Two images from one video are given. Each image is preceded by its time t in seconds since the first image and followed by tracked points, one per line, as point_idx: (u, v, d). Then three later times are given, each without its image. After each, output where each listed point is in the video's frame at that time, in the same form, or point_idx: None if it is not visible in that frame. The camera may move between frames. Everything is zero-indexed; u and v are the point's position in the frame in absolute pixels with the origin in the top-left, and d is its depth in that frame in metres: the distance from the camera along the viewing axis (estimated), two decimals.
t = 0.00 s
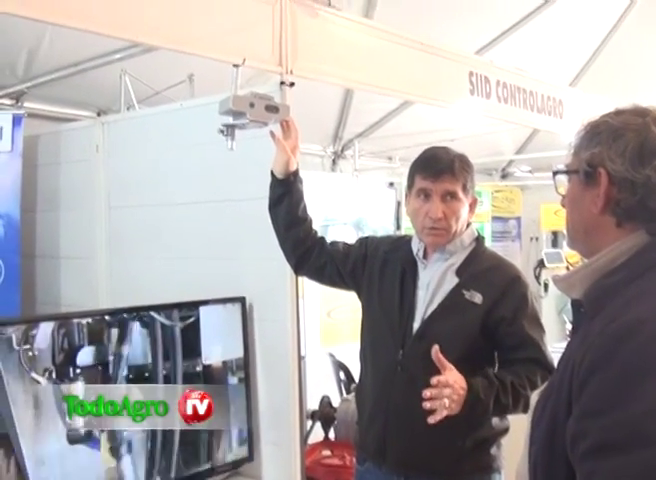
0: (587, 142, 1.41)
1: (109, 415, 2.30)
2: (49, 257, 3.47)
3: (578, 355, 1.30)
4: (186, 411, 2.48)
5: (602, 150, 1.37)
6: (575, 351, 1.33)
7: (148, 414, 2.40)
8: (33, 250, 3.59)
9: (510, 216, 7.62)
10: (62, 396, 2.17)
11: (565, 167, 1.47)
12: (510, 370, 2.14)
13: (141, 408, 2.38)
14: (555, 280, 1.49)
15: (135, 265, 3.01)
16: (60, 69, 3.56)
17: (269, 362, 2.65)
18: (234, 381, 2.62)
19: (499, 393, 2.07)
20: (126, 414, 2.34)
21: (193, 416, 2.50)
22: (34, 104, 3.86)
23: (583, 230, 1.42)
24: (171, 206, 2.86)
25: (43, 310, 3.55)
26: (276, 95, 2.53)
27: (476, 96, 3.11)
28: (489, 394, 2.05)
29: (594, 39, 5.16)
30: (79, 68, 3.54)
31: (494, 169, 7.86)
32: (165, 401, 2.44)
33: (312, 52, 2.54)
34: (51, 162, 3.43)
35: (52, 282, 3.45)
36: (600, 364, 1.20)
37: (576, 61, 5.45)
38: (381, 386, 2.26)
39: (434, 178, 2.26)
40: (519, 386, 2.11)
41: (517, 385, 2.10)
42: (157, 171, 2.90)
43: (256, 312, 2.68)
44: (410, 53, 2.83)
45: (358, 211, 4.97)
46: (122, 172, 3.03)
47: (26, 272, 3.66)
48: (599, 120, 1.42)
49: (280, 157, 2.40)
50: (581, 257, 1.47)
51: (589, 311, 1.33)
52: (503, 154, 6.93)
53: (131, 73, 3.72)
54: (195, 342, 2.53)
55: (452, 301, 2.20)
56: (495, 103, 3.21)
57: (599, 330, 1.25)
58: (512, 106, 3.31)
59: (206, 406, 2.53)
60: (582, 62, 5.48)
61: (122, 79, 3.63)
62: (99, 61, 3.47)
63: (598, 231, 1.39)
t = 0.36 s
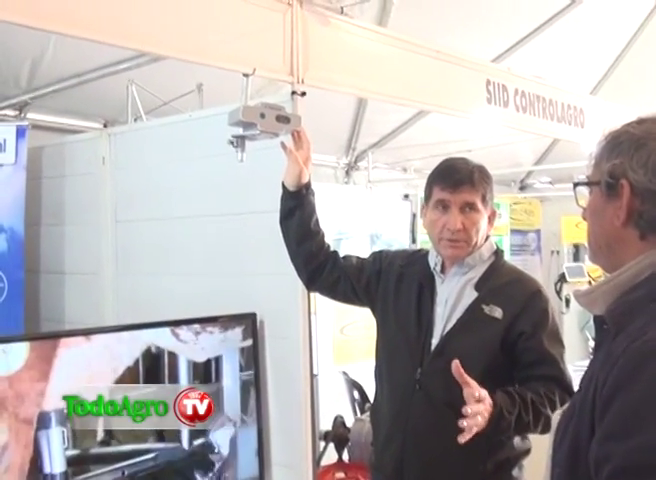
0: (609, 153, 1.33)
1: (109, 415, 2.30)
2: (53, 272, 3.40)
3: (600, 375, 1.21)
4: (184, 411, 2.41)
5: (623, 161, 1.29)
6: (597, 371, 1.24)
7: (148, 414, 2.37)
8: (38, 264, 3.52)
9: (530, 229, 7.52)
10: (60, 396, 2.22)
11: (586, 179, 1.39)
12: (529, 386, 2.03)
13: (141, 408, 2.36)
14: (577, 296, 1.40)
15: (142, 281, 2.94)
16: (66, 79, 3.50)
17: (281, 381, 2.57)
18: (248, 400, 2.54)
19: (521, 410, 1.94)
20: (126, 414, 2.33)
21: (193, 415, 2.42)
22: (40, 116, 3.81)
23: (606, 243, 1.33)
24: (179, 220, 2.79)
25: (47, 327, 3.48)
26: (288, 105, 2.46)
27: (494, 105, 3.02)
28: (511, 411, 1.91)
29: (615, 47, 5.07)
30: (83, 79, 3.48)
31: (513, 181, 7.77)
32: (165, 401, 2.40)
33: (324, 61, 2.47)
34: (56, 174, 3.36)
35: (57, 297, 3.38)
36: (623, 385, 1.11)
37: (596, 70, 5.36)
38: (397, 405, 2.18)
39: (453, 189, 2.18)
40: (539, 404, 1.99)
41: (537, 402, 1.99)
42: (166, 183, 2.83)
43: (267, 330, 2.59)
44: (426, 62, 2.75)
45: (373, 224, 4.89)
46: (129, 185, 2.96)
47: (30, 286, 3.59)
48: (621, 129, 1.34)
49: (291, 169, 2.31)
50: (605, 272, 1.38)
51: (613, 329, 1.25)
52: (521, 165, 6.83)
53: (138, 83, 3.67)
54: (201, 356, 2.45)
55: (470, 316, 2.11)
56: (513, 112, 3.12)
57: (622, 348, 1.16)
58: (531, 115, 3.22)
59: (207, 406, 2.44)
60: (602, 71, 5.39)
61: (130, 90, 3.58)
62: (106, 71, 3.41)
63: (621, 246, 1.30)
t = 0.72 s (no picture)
0: (635, 161, 1.22)
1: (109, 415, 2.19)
2: (52, 285, 3.28)
3: (629, 396, 1.09)
4: (185, 411, 2.31)
5: (650, 169, 1.18)
6: (624, 391, 1.12)
7: (148, 414, 2.26)
8: (39, 278, 3.41)
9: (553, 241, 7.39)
10: (62, 396, 2.12)
11: (611, 189, 1.28)
12: (557, 419, 1.92)
13: (140, 408, 2.25)
14: (603, 313, 1.28)
15: (146, 296, 2.83)
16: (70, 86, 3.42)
17: (291, 402, 2.45)
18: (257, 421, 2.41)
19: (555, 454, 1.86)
20: (126, 414, 2.23)
21: (193, 416, 2.32)
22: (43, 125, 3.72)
23: (632, 257, 1.21)
24: (187, 232, 2.68)
25: (47, 343, 3.37)
26: (298, 112, 2.33)
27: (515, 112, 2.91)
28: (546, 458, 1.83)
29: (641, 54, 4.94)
30: (89, 84, 3.39)
31: (536, 190, 7.64)
32: (165, 401, 2.29)
33: (337, 67, 2.36)
34: (58, 184, 3.26)
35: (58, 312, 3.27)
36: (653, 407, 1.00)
37: (622, 77, 5.23)
38: (416, 426, 2.06)
39: (472, 199, 2.06)
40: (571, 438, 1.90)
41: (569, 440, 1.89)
42: (173, 194, 2.72)
43: (278, 349, 2.47)
44: (443, 66, 2.64)
45: (390, 235, 4.77)
46: (135, 196, 2.85)
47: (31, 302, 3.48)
48: (646, 136, 1.23)
49: (304, 179, 2.21)
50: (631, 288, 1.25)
51: (644, 345, 1.12)
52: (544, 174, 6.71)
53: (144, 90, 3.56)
54: (211, 375, 2.35)
55: (492, 333, 1.98)
56: (535, 118, 3.00)
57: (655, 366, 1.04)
58: (555, 121, 3.10)
59: (207, 406, 2.34)
60: (628, 77, 5.26)
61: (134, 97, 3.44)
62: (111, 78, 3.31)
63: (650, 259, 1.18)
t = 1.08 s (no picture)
0: None
1: (108, 417, 2.09)
2: (54, 303, 3.17)
3: None
4: (184, 412, 2.18)
5: None
6: None
7: (148, 414, 2.15)
8: (39, 295, 3.29)
9: (579, 255, 7.18)
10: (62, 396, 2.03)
11: (639, 199, 1.16)
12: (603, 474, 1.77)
13: (141, 409, 2.14)
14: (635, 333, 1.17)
15: (151, 315, 2.71)
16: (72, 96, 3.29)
17: (303, 425, 2.34)
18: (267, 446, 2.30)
19: None
20: (126, 414, 2.12)
21: (193, 416, 2.19)
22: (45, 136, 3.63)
23: None
24: (195, 247, 2.58)
25: (47, 363, 3.25)
26: (312, 122, 2.26)
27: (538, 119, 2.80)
28: None
29: None
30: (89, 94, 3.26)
31: (561, 201, 7.51)
32: (165, 401, 2.17)
33: (352, 73, 2.26)
34: (60, 198, 3.15)
35: (58, 330, 3.15)
36: None
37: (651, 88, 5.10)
38: (435, 451, 1.94)
39: (493, 211, 1.91)
40: None
41: None
42: (181, 207, 2.61)
43: (289, 368, 2.36)
44: (463, 73, 2.52)
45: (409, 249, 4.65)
46: (140, 209, 2.75)
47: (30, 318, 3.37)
48: None
49: (320, 190, 2.10)
50: None
51: None
52: (570, 185, 6.58)
53: (148, 99, 3.42)
54: (219, 397, 2.22)
55: (513, 353, 1.86)
56: (559, 125, 2.87)
57: None
58: (580, 129, 2.96)
59: (208, 406, 2.21)
60: None
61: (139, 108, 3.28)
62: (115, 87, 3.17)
63: None
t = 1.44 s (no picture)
0: None
1: (109, 417, 1.99)
2: (48, 322, 3.04)
3: None
4: (184, 412, 2.06)
5: None
6: None
7: (148, 414, 2.04)
8: (33, 313, 3.15)
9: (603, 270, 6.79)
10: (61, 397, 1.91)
11: None
12: None
13: (141, 409, 2.04)
14: None
15: (151, 334, 2.60)
16: (68, 103, 3.16)
17: (312, 450, 2.22)
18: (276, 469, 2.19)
19: None
20: (126, 414, 2.01)
21: (193, 416, 2.07)
22: (39, 146, 3.50)
23: None
24: (199, 262, 2.47)
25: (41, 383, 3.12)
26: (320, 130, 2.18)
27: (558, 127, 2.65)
28: None
29: None
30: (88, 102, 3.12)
31: (583, 214, 7.37)
32: (165, 400, 2.07)
33: (363, 80, 2.15)
34: (57, 211, 3.04)
35: (53, 351, 3.02)
36: None
37: None
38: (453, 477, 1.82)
39: (509, 228, 1.76)
40: None
41: None
42: (185, 220, 2.51)
43: (297, 390, 2.25)
44: (479, 79, 2.41)
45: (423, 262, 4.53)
46: (140, 222, 2.65)
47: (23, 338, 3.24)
48: None
49: (331, 200, 1.99)
50: None
51: None
52: (593, 197, 6.44)
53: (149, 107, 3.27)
54: (220, 422, 2.10)
55: (537, 374, 1.75)
56: (579, 132, 2.74)
57: None
58: (603, 138, 2.83)
59: (208, 406, 2.10)
60: None
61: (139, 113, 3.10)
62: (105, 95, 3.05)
63: None
